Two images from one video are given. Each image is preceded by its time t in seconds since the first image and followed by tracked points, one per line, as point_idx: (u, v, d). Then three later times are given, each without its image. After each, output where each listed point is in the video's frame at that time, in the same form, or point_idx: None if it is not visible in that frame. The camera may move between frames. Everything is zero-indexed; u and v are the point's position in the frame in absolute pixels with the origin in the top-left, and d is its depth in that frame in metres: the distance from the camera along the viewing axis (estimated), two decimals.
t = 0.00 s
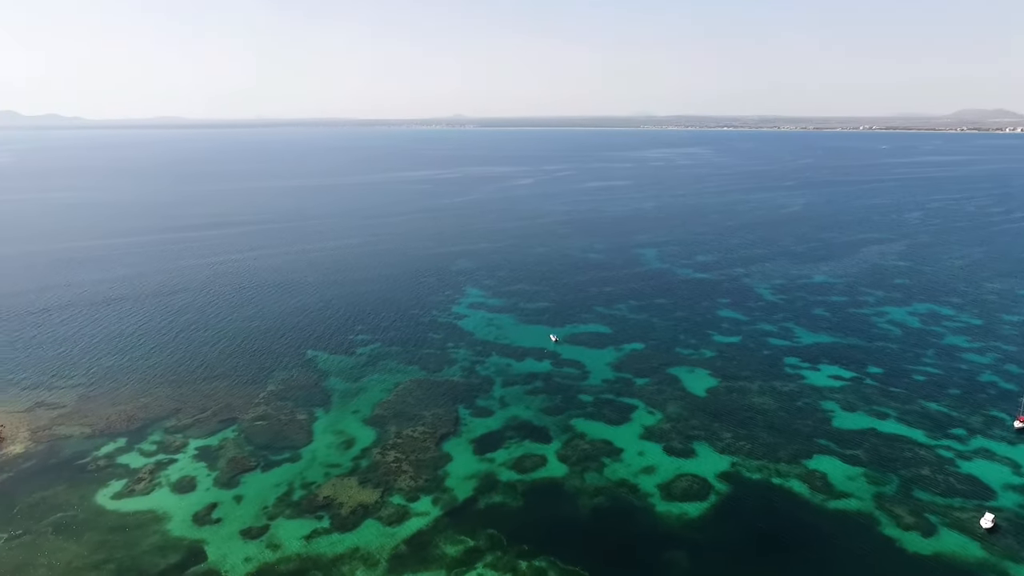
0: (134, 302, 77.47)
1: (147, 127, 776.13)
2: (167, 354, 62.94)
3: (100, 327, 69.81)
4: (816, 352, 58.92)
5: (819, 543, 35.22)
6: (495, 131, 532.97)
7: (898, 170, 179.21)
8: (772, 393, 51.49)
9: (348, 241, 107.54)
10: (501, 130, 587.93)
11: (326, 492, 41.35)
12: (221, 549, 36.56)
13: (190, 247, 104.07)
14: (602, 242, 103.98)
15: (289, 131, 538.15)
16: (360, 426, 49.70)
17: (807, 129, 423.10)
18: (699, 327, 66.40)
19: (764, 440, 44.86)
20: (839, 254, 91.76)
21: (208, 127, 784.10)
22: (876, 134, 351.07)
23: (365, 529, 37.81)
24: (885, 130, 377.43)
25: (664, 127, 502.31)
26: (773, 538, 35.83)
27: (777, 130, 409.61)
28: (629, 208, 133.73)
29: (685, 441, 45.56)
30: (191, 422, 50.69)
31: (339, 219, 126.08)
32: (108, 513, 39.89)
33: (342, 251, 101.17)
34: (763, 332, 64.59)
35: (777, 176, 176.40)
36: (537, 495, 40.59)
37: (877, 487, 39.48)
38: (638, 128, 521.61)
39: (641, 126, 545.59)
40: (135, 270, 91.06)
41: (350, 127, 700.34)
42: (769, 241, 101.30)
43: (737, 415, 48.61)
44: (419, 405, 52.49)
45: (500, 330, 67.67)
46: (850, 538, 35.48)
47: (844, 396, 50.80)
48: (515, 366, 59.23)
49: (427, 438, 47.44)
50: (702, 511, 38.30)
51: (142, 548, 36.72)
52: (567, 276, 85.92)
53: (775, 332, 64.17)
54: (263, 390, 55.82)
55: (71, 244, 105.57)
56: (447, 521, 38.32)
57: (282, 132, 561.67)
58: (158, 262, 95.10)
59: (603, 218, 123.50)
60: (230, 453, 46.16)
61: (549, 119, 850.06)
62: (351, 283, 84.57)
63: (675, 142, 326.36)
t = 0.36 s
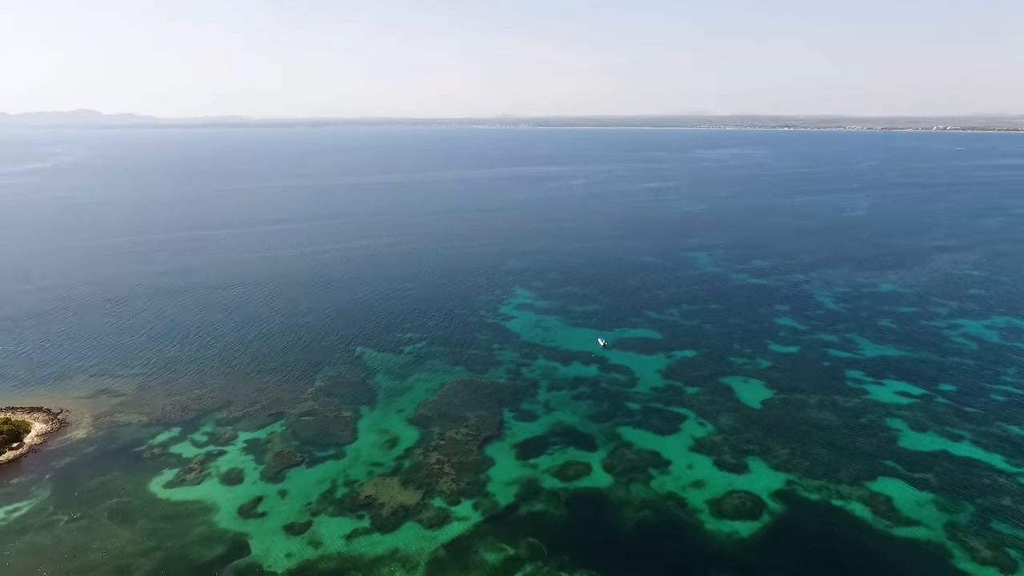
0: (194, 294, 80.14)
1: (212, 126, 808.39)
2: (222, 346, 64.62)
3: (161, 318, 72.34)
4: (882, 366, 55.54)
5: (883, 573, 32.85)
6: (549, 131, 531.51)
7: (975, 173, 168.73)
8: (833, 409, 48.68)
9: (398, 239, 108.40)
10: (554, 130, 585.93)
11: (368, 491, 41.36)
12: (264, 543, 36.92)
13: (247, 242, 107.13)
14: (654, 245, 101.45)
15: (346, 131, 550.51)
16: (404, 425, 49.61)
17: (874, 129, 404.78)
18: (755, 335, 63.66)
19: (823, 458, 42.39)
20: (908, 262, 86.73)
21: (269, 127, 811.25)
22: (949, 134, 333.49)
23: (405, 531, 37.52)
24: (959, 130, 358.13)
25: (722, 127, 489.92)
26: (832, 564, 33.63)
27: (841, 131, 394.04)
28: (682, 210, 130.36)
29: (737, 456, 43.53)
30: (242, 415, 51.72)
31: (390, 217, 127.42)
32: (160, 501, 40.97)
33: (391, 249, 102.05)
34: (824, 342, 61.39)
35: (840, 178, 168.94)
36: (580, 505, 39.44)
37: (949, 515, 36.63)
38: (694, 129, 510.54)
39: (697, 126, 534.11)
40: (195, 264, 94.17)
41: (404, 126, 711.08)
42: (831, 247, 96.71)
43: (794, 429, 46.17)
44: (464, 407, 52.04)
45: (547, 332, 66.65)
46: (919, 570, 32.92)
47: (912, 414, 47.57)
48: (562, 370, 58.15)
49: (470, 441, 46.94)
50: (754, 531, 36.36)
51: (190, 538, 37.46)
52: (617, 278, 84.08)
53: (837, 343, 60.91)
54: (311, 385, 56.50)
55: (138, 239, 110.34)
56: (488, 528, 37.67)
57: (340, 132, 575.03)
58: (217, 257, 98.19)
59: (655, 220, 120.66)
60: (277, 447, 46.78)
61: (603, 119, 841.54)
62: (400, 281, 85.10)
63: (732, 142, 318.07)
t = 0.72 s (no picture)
0: (247, 289, 82.20)
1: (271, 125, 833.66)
2: (271, 341, 65.93)
3: (215, 312, 74.42)
4: (950, 382, 52.13)
5: None
6: (600, 130, 526.39)
7: None
8: (895, 426, 45.92)
9: (445, 237, 108.73)
10: (604, 129, 580.27)
11: (407, 492, 41.24)
12: (304, 539, 37.18)
13: (299, 239, 109.31)
14: (705, 248, 98.62)
15: (398, 130, 558.38)
16: (445, 426, 49.40)
17: (944, 129, 385.04)
18: (811, 344, 60.85)
19: (884, 479, 39.92)
20: (980, 271, 81.59)
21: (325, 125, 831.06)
22: None
23: (443, 534, 37.17)
24: None
25: (779, 127, 475.25)
26: None
27: (906, 131, 376.72)
28: (736, 212, 126.46)
29: (790, 472, 41.46)
30: (287, 410, 52.53)
31: (438, 215, 127.95)
32: (206, 492, 41.84)
33: (439, 247, 102.35)
34: (886, 354, 58.15)
35: (907, 181, 160.93)
36: (622, 517, 38.24)
37: None
38: (750, 128, 496.70)
39: (753, 125, 519.59)
40: (249, 259, 96.71)
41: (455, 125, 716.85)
42: (896, 253, 91.94)
43: (853, 446, 43.69)
44: (506, 409, 51.45)
45: (592, 335, 65.40)
46: None
47: (983, 436, 44.41)
48: (606, 375, 56.86)
49: (511, 444, 46.30)
50: (807, 554, 34.46)
51: (233, 531, 38.06)
52: (666, 282, 81.96)
53: (900, 356, 57.59)
54: (356, 382, 56.97)
55: (197, 233, 114.10)
56: (526, 535, 36.93)
57: (392, 131, 583.72)
58: (270, 252, 100.51)
59: (708, 222, 117.41)
60: (320, 443, 47.23)
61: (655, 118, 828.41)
62: (446, 279, 85.16)
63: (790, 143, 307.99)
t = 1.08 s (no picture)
0: (301, 284, 83.91)
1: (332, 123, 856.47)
2: (322, 336, 66.96)
3: (270, 306, 76.19)
4: None
5: None
6: (656, 130, 517.30)
7: None
8: (971, 450, 42.64)
9: (496, 237, 108.39)
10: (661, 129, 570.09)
11: (449, 494, 40.81)
12: (345, 538, 37.22)
13: (352, 235, 111.04)
14: (764, 252, 94.87)
15: (455, 129, 563.37)
16: (489, 429, 48.82)
17: None
18: (877, 358, 57.41)
19: (958, 508, 37.03)
20: None
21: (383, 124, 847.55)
22: None
23: (483, 540, 36.54)
24: None
25: (847, 127, 456.42)
26: None
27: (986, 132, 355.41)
28: (798, 215, 121.43)
29: (852, 494, 38.98)
30: (335, 406, 53.07)
31: (490, 214, 127.89)
32: (253, 484, 42.53)
33: (489, 246, 102.08)
34: (961, 371, 54.27)
35: (987, 185, 151.16)
36: (669, 532, 36.72)
37: None
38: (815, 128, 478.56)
39: (819, 125, 500.51)
40: (305, 255, 98.83)
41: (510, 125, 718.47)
42: (973, 262, 86.12)
43: (922, 469, 40.79)
44: (551, 414, 50.47)
45: (643, 341, 63.63)
46: None
47: None
48: (656, 383, 55.09)
49: (555, 451, 45.31)
50: None
51: (277, 525, 38.46)
52: (722, 287, 79.17)
53: (977, 373, 53.65)
54: (402, 381, 57.12)
55: (256, 229, 117.53)
56: (568, 546, 35.90)
57: (449, 130, 588.72)
58: (324, 249, 102.45)
59: (768, 225, 113.11)
60: (365, 441, 47.42)
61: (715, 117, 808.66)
62: (495, 279, 84.70)
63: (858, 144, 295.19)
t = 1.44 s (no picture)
0: (348, 281, 84.92)
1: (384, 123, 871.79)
2: (367, 333, 67.48)
3: (317, 303, 77.31)
4: None
5: None
6: (709, 131, 505.79)
7: None
8: None
9: (542, 237, 107.39)
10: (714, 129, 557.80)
11: (487, 500, 40.21)
12: (382, 539, 36.99)
13: (399, 234, 111.95)
14: (821, 258, 90.90)
15: (505, 128, 564.57)
16: (530, 433, 48.00)
17: None
18: (944, 373, 53.92)
19: None
20: None
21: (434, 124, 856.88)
22: None
23: (520, 548, 35.72)
24: None
25: (913, 128, 436.39)
26: None
27: None
28: (859, 220, 116.09)
29: (915, 520, 36.46)
30: (376, 404, 53.22)
31: (536, 215, 126.92)
32: (294, 481, 42.88)
33: (535, 247, 101.24)
34: None
35: None
36: (714, 550, 35.10)
37: None
38: (878, 129, 459.32)
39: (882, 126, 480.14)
40: (353, 252, 100.14)
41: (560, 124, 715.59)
42: None
43: (994, 496, 37.87)
44: (594, 420, 49.27)
45: (691, 348, 61.62)
46: None
47: None
48: (704, 392, 53.14)
49: (597, 459, 44.12)
50: None
51: (316, 523, 38.61)
52: (776, 293, 76.11)
53: None
54: (444, 381, 56.89)
55: (307, 226, 119.91)
56: (608, 560, 34.72)
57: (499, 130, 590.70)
58: (373, 246, 103.53)
59: (826, 230, 108.50)
60: (405, 441, 47.31)
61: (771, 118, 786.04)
62: (540, 280, 83.76)
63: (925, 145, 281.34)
